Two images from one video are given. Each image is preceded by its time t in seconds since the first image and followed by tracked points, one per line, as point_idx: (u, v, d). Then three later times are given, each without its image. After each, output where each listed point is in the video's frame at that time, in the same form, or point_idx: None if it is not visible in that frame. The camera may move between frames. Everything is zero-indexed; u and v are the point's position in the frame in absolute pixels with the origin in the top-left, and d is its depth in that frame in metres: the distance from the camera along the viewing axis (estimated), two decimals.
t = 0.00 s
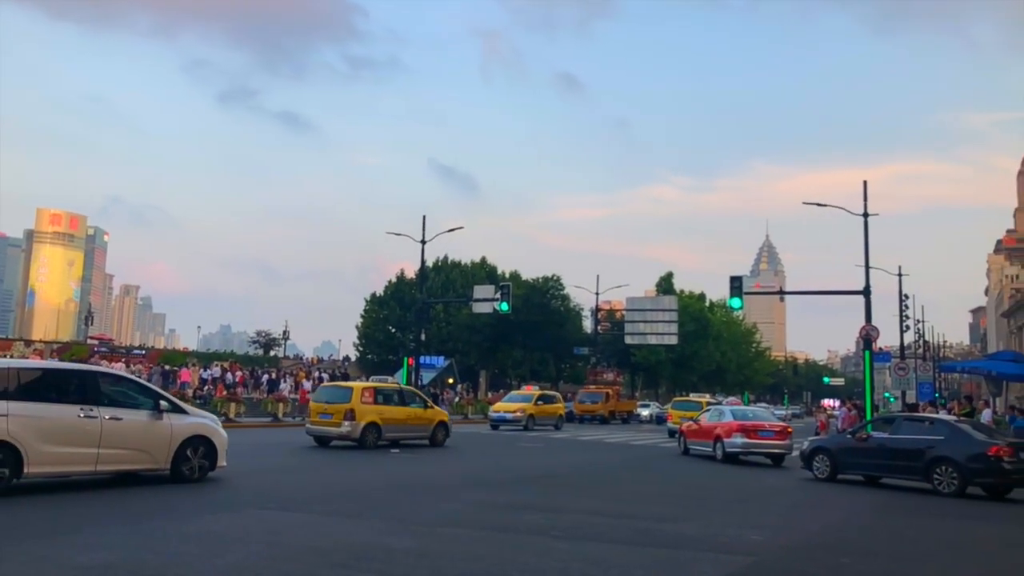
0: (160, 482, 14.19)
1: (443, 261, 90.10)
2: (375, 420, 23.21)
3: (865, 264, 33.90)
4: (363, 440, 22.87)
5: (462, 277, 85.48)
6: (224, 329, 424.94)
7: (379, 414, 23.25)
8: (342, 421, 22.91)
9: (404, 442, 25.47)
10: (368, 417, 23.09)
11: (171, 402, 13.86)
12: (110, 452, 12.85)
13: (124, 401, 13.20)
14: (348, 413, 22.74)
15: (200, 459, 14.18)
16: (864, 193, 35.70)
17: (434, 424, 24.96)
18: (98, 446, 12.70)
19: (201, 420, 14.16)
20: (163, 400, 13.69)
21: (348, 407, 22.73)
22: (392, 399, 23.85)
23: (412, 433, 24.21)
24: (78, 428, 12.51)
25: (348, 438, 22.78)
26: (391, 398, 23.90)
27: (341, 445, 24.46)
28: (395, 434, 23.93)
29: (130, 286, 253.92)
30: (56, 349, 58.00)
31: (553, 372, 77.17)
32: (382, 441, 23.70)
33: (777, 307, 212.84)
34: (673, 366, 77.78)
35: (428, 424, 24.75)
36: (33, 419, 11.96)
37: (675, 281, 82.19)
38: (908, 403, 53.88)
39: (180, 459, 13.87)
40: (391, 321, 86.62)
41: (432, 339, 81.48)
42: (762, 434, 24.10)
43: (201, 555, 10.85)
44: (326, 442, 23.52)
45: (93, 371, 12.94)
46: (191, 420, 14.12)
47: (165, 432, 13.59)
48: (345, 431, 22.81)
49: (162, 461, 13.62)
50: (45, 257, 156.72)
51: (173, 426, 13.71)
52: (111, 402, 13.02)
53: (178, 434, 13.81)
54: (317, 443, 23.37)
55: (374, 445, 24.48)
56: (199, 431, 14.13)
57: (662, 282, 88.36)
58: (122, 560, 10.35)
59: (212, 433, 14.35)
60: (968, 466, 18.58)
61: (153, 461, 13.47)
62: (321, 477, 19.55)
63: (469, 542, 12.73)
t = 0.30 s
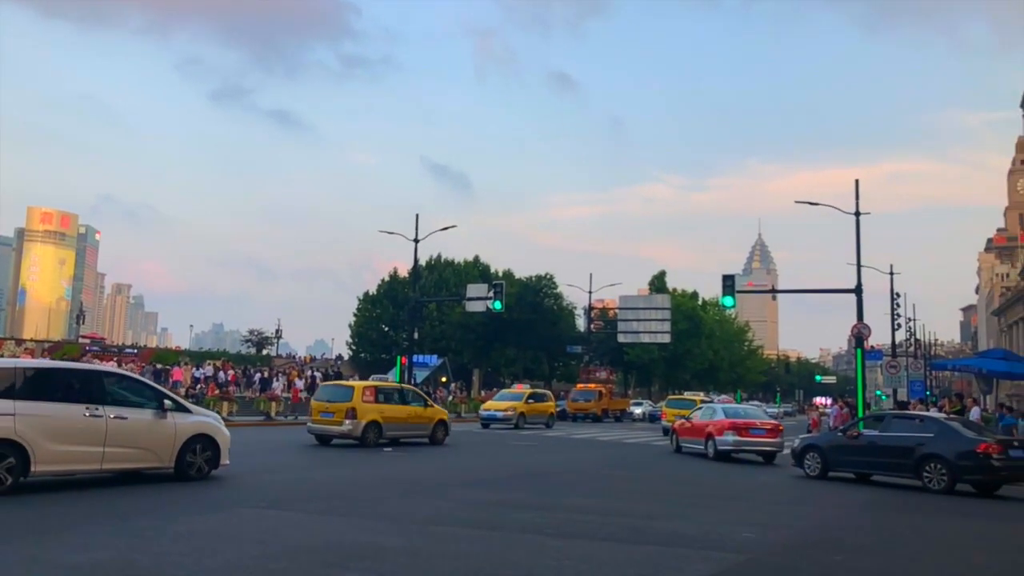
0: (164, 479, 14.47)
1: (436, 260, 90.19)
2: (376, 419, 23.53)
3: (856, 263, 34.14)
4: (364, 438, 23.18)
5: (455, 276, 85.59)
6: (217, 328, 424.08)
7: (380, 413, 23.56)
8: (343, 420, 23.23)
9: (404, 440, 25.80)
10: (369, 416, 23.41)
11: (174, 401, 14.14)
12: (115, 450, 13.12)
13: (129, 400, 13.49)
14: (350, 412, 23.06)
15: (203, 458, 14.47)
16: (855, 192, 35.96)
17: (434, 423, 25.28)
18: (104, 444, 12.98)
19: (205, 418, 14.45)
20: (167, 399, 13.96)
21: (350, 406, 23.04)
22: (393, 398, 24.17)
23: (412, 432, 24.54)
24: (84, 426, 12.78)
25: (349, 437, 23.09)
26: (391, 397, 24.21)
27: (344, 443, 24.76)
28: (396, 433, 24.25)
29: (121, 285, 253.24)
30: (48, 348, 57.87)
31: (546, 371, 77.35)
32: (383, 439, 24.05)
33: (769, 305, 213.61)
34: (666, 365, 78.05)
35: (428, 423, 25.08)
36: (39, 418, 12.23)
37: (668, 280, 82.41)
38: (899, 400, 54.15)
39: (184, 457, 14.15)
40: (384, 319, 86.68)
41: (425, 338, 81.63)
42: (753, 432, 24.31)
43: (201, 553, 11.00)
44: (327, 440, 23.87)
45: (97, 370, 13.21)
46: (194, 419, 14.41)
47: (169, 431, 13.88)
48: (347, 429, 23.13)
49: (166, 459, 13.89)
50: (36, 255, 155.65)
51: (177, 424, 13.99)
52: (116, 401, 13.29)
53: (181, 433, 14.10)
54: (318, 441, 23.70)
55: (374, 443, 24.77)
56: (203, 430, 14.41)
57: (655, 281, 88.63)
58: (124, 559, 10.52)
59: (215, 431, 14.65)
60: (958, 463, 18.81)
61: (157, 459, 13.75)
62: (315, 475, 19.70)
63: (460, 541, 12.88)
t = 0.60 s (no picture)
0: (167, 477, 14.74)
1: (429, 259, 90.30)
2: (376, 417, 23.83)
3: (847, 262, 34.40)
4: (364, 437, 23.49)
5: (448, 275, 85.69)
6: (208, 327, 422.98)
7: (380, 411, 23.88)
8: (344, 419, 23.53)
9: (403, 439, 26.11)
10: (369, 414, 23.70)
11: (176, 400, 14.42)
12: (119, 448, 13.40)
13: (132, 400, 13.77)
14: (350, 410, 23.37)
15: (205, 456, 14.75)
16: (846, 192, 36.22)
17: (433, 421, 25.61)
18: (108, 443, 13.24)
19: (207, 417, 14.74)
20: (169, 398, 14.25)
21: (350, 405, 23.34)
22: (393, 397, 24.48)
23: (412, 430, 24.86)
24: (89, 425, 13.05)
25: (349, 435, 23.38)
26: (391, 396, 24.52)
27: (343, 442, 25.04)
28: (395, 431, 24.56)
29: (112, 283, 252.53)
30: (39, 347, 57.81)
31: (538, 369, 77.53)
32: (382, 437, 24.32)
33: (761, 304, 214.27)
34: (658, 363, 78.30)
35: (427, 421, 25.40)
36: (46, 416, 12.48)
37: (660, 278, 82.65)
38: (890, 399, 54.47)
39: (186, 455, 14.43)
40: (376, 318, 86.76)
41: (417, 336, 81.72)
42: (744, 430, 24.54)
43: (199, 553, 11.16)
44: (327, 439, 24.12)
45: (101, 370, 13.49)
46: (197, 418, 14.70)
47: (172, 429, 14.16)
48: (347, 428, 23.42)
49: (169, 458, 14.18)
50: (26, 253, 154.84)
51: (180, 423, 14.27)
52: (119, 401, 13.57)
53: (183, 431, 14.38)
54: (318, 439, 23.96)
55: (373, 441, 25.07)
56: (205, 429, 14.70)
57: (647, 280, 88.92)
58: (125, 558, 10.67)
59: (216, 430, 14.94)
60: (945, 461, 19.08)
61: (160, 458, 14.03)
62: (308, 474, 19.87)
63: (452, 539, 13.06)
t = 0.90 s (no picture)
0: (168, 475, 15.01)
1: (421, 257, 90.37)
2: (376, 416, 24.10)
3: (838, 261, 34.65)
4: (364, 435, 23.77)
5: (440, 273, 85.77)
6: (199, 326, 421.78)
7: (380, 410, 24.17)
8: (344, 417, 23.79)
9: (402, 437, 26.39)
10: (369, 413, 23.98)
11: (179, 400, 14.70)
12: (123, 447, 13.67)
13: (135, 399, 14.03)
14: (351, 409, 23.63)
15: (207, 454, 15.03)
16: (838, 191, 36.45)
17: (432, 420, 25.92)
18: (112, 442, 13.51)
19: (208, 417, 15.02)
20: (172, 398, 14.52)
21: (351, 404, 23.61)
22: (392, 395, 24.77)
23: (411, 428, 25.15)
24: (94, 424, 13.31)
25: (349, 434, 23.63)
26: (390, 395, 24.81)
27: (343, 440, 25.27)
28: (394, 430, 24.84)
29: (102, 282, 251.47)
30: (29, 346, 57.62)
31: (530, 368, 77.68)
32: (381, 435, 24.62)
33: (753, 302, 215.05)
34: (650, 362, 78.56)
35: (426, 420, 25.71)
36: (51, 416, 12.74)
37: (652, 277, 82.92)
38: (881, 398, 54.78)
39: (188, 454, 14.70)
40: (368, 317, 86.78)
41: (409, 335, 81.78)
42: (734, 428, 24.76)
43: (198, 552, 11.30)
44: (326, 437, 24.37)
45: (105, 370, 13.75)
46: (199, 417, 14.98)
47: (174, 429, 14.44)
48: (348, 426, 23.68)
49: (171, 456, 14.45)
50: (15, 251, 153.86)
51: (182, 422, 14.55)
52: (123, 400, 13.84)
53: (186, 430, 14.64)
54: (318, 438, 24.18)
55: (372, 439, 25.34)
56: (207, 428, 14.98)
57: (639, 279, 89.21)
58: (126, 557, 10.79)
59: (218, 429, 15.23)
60: (934, 459, 19.31)
61: (163, 457, 14.30)
62: (302, 473, 19.98)
63: (444, 538, 13.21)
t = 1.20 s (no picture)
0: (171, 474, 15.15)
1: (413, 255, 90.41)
2: (376, 415, 24.27)
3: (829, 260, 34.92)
4: (364, 433, 23.93)
5: (432, 272, 85.88)
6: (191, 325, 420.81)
7: (380, 409, 24.35)
8: (344, 415, 23.95)
9: (400, 435, 26.55)
10: (369, 411, 24.15)
11: (181, 399, 14.87)
12: (126, 445, 13.80)
13: (138, 398, 14.19)
14: (351, 407, 23.78)
15: (209, 453, 15.20)
16: (831, 190, 36.69)
17: (431, 418, 26.10)
18: (115, 440, 13.66)
19: (211, 415, 15.21)
20: (174, 397, 14.70)
21: (351, 402, 23.78)
22: (392, 394, 24.95)
23: (410, 427, 25.33)
24: (98, 423, 13.45)
25: (349, 432, 23.79)
26: (389, 393, 24.99)
27: (344, 439, 25.43)
28: (394, 428, 25.00)
29: (93, 281, 251.02)
30: (19, 345, 57.45)
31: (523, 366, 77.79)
32: (381, 434, 24.81)
33: (745, 300, 215.87)
34: (643, 360, 78.85)
35: (425, 418, 25.88)
36: (56, 414, 12.88)
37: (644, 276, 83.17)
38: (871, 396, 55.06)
39: (190, 452, 14.88)
40: (360, 315, 86.82)
41: (401, 333, 81.85)
42: (725, 426, 24.97)
43: (194, 551, 11.39)
44: (327, 435, 24.57)
45: (109, 369, 13.91)
46: (201, 416, 15.15)
47: (176, 427, 14.60)
48: (348, 424, 23.83)
49: (174, 455, 14.62)
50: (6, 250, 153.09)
51: (184, 420, 14.72)
52: (126, 399, 13.98)
53: (188, 428, 14.81)
54: (317, 436, 24.32)
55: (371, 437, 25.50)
56: (208, 426, 15.14)
57: (631, 277, 89.54)
58: (125, 556, 10.87)
59: (219, 427, 15.41)
60: (924, 457, 19.50)
61: (165, 455, 14.46)
62: (296, 472, 20.10)
63: (437, 536, 13.35)
